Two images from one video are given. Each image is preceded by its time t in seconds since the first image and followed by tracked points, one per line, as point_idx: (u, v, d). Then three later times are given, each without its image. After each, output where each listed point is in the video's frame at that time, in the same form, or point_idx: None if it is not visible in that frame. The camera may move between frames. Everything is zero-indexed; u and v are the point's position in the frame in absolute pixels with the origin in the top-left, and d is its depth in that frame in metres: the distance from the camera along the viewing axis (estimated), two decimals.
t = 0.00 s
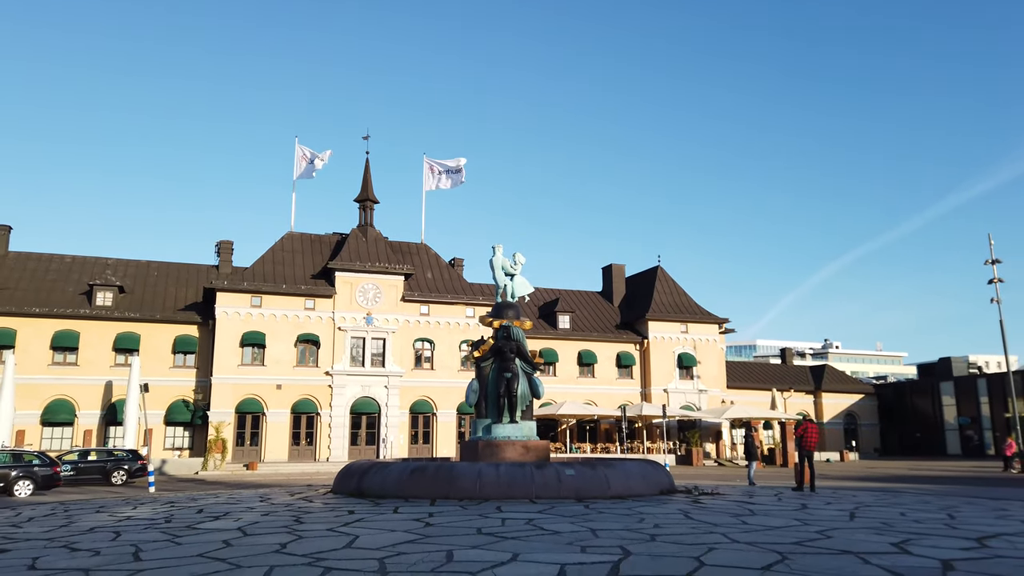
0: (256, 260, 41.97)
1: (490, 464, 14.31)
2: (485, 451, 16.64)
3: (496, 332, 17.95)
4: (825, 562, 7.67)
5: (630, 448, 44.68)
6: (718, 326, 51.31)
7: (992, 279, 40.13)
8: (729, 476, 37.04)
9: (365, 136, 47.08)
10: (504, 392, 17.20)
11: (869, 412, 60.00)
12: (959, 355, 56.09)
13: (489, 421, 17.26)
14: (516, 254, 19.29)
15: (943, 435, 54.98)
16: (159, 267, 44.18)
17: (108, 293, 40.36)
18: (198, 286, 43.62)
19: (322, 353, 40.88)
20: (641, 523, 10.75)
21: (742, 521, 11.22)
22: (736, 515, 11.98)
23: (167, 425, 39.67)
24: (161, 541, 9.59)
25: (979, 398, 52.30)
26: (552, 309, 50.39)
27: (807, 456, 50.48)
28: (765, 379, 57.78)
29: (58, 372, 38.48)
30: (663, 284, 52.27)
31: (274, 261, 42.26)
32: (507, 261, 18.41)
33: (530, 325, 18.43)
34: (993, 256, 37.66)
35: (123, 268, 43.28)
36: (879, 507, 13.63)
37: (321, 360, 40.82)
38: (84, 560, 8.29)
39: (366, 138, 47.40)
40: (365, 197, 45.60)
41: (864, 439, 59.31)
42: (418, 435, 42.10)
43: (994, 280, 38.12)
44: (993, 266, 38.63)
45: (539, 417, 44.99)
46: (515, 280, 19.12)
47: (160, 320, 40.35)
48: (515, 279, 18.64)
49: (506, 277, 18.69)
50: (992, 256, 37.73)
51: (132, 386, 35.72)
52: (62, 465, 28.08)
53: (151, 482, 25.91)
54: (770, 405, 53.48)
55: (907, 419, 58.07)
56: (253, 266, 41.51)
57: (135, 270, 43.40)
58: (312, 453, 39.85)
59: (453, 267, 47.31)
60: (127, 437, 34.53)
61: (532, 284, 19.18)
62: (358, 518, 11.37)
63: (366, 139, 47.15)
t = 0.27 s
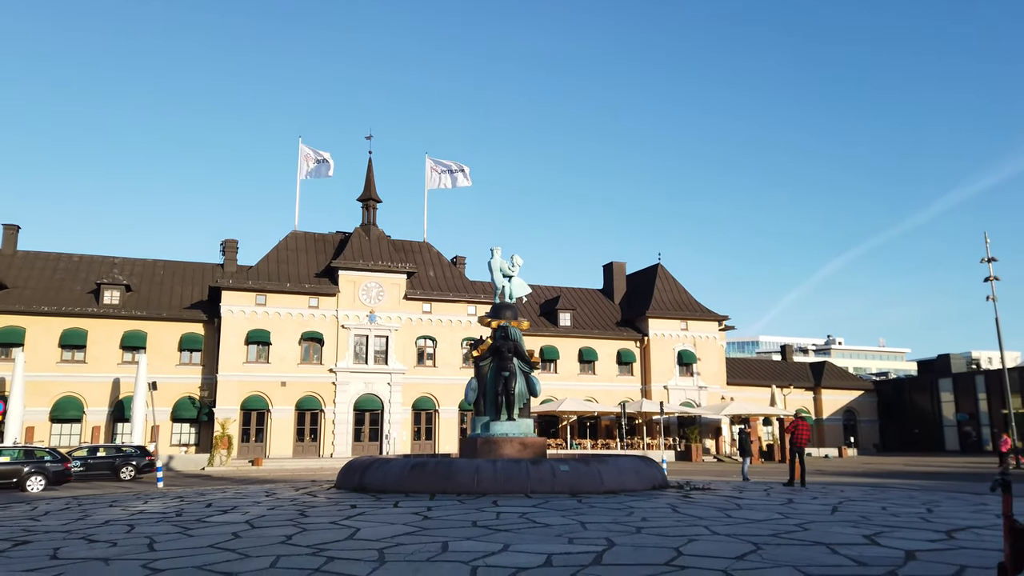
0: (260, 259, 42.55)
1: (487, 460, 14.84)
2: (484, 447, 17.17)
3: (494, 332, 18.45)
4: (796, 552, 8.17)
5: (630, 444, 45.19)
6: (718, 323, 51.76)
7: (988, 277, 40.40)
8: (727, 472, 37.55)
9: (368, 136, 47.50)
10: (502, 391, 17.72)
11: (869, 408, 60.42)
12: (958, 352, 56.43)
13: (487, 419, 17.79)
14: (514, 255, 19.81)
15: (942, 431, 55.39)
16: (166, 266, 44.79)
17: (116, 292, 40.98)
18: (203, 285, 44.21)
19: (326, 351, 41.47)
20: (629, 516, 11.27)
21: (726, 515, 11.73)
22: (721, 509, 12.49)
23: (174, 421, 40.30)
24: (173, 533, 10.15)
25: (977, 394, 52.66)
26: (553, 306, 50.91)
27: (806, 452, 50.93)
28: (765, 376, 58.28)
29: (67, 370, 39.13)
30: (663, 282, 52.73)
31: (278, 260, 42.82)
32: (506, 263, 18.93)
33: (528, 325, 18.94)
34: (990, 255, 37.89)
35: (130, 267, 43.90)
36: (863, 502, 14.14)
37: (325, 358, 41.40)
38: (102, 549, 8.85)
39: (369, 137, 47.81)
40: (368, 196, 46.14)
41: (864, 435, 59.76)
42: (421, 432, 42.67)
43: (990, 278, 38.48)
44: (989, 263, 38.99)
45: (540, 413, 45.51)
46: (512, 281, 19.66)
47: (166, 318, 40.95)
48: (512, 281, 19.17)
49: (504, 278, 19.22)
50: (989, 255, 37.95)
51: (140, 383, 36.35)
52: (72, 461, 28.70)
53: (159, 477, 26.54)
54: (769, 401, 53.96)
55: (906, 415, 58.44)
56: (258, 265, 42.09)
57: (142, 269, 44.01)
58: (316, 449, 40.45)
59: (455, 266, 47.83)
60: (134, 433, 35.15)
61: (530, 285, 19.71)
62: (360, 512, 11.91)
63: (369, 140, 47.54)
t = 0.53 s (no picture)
0: (264, 257, 43.05)
1: (484, 454, 15.31)
2: (481, 441, 17.65)
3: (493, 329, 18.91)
4: (772, 539, 8.62)
5: (629, 439, 45.63)
6: (718, 320, 52.17)
7: (985, 275, 40.62)
8: (725, 467, 37.99)
9: (372, 135, 47.88)
10: (500, 386, 18.18)
11: (868, 404, 60.81)
12: (957, 348, 56.72)
13: (486, 413, 18.26)
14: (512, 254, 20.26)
15: (940, 427, 55.73)
16: (170, 263, 45.29)
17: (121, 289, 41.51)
18: (208, 282, 44.72)
19: (329, 347, 41.99)
20: (618, 507, 11.74)
21: (713, 505, 12.20)
22: (709, 500, 12.96)
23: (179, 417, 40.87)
24: (183, 521, 10.64)
25: (975, 390, 52.97)
26: (554, 303, 51.36)
27: (804, 448, 51.35)
28: (764, 372, 58.73)
29: (74, 366, 39.71)
30: (664, 279, 53.13)
31: (281, 257, 43.32)
32: (504, 262, 19.39)
33: (525, 321, 19.39)
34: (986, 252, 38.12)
35: (135, 264, 44.43)
36: (848, 494, 14.58)
37: (328, 354, 41.93)
38: (116, 535, 9.33)
39: (373, 136, 47.99)
40: (370, 194, 46.59)
41: (863, 431, 60.16)
42: (422, 427, 43.19)
43: (986, 275, 38.79)
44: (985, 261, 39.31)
45: (541, 409, 45.99)
46: (510, 279, 20.12)
47: (171, 315, 41.50)
48: (510, 279, 19.62)
49: (502, 276, 19.68)
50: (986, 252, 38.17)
51: (145, 379, 36.91)
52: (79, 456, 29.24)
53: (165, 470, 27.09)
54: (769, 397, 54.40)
55: (905, 410, 58.77)
56: (261, 262, 42.59)
57: (147, 266, 44.55)
58: (319, 444, 41.01)
59: (456, 263, 48.29)
60: (140, 428, 35.71)
61: (527, 283, 20.17)
62: (361, 502, 12.40)
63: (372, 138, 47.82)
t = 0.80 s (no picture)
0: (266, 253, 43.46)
1: (480, 448, 15.70)
2: (478, 436, 18.06)
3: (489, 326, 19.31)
4: (751, 528, 9.00)
5: (627, 434, 46.04)
6: (717, 316, 52.53)
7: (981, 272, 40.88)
8: (722, 461, 38.39)
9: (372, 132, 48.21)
10: (496, 382, 18.58)
11: (867, 399, 61.17)
12: (954, 344, 57.02)
13: (482, 408, 18.67)
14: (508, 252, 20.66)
15: (937, 421, 56.06)
16: (173, 260, 45.70)
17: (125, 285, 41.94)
18: (210, 278, 45.14)
19: (330, 343, 42.43)
20: (608, 498, 12.14)
21: (700, 498, 12.58)
22: (696, 492, 13.36)
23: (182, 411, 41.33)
24: (187, 512, 11.05)
25: (972, 385, 53.29)
26: (554, 299, 51.75)
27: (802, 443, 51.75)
28: (762, 367, 59.11)
29: (78, 361, 40.16)
30: (663, 275, 53.48)
31: (283, 254, 43.73)
32: (500, 260, 19.77)
33: (521, 318, 19.77)
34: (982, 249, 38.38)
35: (138, 260, 44.85)
36: (834, 487, 14.97)
37: (329, 350, 42.36)
38: (123, 525, 9.74)
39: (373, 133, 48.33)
40: (371, 191, 46.96)
41: (861, 426, 60.54)
42: (423, 422, 43.63)
43: (981, 271, 39.10)
44: (980, 257, 39.59)
45: (540, 404, 46.41)
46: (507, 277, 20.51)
47: (174, 311, 41.93)
48: (506, 277, 20.01)
49: (498, 274, 20.07)
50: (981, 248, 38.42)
51: (149, 374, 37.37)
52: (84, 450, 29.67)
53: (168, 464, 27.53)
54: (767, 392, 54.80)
55: (903, 406, 59.07)
56: (263, 259, 43.01)
57: (150, 263, 44.96)
58: (321, 439, 41.48)
59: (456, 259, 48.68)
60: (144, 423, 36.17)
61: (523, 280, 20.55)
62: (358, 494, 12.80)
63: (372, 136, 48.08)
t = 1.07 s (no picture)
0: (265, 249, 43.68)
1: (476, 443, 15.99)
2: (475, 431, 18.34)
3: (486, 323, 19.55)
4: (736, 522, 9.29)
5: (625, 428, 46.36)
6: (715, 311, 52.78)
7: (977, 268, 41.01)
8: (718, 456, 38.70)
9: (372, 128, 48.31)
10: (493, 378, 18.84)
11: (864, 393, 61.48)
12: (950, 339, 57.28)
13: (479, 404, 18.95)
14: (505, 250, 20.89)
15: (934, 416, 56.34)
16: (173, 255, 45.91)
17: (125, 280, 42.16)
18: (210, 273, 45.37)
19: (330, 338, 42.69)
20: (600, 493, 12.39)
21: (690, 493, 12.84)
22: (687, 487, 13.63)
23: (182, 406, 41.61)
24: (188, 506, 11.33)
25: (968, 380, 53.56)
26: (552, 294, 51.99)
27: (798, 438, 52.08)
28: (760, 362, 59.40)
29: (79, 356, 40.43)
30: (661, 270, 53.70)
31: (282, 249, 43.96)
32: (497, 258, 20.01)
33: (518, 315, 20.01)
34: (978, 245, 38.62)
35: (138, 256, 45.07)
36: (823, 481, 15.25)
37: (329, 345, 42.63)
38: (127, 519, 10.01)
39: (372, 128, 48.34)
40: (370, 187, 47.16)
41: (857, 420, 60.85)
42: (422, 417, 43.91)
43: (977, 268, 39.29)
44: (976, 254, 39.79)
45: (538, 399, 46.70)
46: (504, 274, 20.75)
47: (175, 306, 42.18)
48: (503, 274, 20.25)
49: (495, 272, 20.31)
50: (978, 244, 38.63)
51: (150, 369, 37.65)
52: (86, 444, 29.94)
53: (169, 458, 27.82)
54: (764, 387, 55.12)
55: (900, 400, 59.34)
56: (263, 254, 43.22)
57: (150, 258, 45.18)
58: (320, 433, 41.79)
59: (455, 255, 48.89)
60: (145, 418, 36.45)
61: (520, 278, 20.78)
62: (356, 488, 13.07)
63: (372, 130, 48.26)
